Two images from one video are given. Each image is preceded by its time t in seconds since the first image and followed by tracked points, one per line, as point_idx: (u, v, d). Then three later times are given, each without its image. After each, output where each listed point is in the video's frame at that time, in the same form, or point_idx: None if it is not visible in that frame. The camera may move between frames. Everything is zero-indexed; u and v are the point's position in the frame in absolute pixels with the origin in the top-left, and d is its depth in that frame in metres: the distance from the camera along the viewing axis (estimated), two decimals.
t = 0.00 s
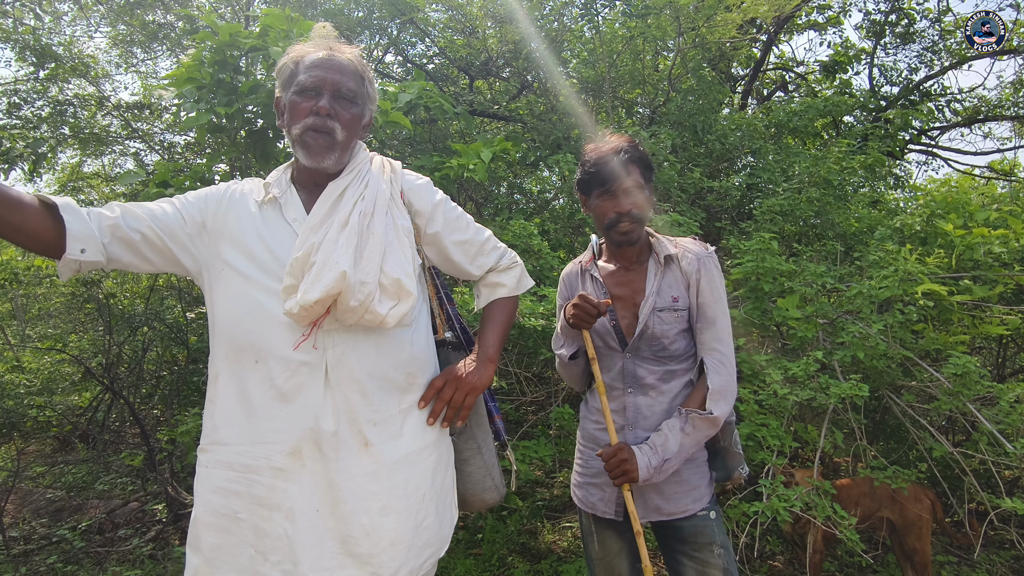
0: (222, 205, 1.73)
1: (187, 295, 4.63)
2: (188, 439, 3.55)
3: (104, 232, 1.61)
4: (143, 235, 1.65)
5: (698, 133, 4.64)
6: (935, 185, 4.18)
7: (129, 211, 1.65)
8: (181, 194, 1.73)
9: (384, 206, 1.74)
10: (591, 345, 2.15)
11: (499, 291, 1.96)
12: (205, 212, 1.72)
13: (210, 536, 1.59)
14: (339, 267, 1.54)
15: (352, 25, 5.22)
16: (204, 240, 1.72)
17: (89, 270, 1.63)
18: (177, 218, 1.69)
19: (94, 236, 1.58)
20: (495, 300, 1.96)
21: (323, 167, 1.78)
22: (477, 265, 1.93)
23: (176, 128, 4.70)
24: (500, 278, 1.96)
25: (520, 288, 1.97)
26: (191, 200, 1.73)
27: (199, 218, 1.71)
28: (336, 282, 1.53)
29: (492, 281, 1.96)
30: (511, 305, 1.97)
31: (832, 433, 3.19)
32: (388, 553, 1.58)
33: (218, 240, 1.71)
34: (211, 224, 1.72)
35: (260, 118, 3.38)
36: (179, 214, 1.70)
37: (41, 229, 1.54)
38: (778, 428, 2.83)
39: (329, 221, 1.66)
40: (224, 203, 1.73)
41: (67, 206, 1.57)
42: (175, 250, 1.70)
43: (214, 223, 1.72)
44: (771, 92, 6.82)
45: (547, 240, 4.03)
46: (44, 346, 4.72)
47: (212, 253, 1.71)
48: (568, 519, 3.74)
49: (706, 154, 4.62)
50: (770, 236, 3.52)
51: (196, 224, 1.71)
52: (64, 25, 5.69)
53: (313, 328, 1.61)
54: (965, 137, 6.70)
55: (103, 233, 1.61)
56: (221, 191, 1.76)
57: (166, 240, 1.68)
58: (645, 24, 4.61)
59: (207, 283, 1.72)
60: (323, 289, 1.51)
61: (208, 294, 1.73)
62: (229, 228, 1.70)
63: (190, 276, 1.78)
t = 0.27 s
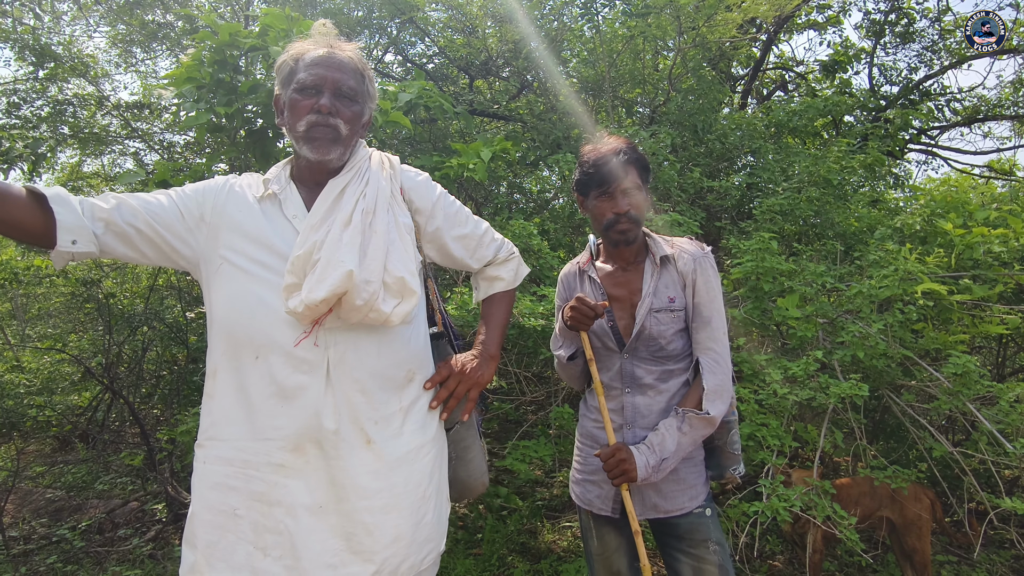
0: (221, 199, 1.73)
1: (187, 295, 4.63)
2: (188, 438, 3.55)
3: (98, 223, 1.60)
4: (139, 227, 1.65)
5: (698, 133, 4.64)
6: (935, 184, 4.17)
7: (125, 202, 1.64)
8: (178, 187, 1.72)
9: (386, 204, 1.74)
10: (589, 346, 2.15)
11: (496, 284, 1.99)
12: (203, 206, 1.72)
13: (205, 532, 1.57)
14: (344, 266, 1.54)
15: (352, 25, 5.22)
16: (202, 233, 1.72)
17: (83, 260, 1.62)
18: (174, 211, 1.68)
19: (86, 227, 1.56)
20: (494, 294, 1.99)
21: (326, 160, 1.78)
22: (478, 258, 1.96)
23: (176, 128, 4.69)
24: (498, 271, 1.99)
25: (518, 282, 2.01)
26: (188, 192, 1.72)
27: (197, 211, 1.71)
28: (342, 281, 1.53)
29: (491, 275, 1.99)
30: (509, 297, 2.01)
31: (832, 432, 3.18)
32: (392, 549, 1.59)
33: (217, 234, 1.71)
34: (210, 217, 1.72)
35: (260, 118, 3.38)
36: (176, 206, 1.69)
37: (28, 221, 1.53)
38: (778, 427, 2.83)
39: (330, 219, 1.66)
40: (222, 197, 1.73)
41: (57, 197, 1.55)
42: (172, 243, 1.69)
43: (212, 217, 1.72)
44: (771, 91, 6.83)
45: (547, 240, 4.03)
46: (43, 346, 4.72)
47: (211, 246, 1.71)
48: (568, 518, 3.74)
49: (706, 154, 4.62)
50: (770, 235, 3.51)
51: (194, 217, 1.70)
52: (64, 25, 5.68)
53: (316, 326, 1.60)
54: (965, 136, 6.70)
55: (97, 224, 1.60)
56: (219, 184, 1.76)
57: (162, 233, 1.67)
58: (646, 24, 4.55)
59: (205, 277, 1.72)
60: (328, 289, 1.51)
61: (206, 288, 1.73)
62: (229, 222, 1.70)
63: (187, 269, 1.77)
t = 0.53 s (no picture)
0: (219, 197, 1.72)
1: (186, 294, 4.62)
2: (188, 438, 3.54)
3: (94, 221, 1.59)
4: (137, 225, 1.64)
5: (699, 132, 4.64)
6: (935, 184, 4.17)
7: (122, 201, 1.63)
8: (176, 185, 1.71)
9: (388, 205, 1.74)
10: (592, 345, 2.15)
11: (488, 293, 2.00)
12: (201, 204, 1.71)
13: (205, 531, 1.56)
14: (349, 269, 1.53)
15: (352, 24, 5.22)
16: (201, 231, 1.71)
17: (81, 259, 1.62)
18: (172, 209, 1.67)
19: (81, 225, 1.56)
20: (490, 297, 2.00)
21: (327, 169, 1.77)
22: (477, 263, 1.97)
23: (176, 127, 4.69)
24: (491, 279, 2.00)
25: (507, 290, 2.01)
26: (186, 191, 1.71)
27: (196, 209, 1.70)
28: (346, 283, 1.52)
29: (487, 280, 2.00)
30: (495, 307, 2.02)
31: (832, 432, 3.18)
32: (395, 545, 1.60)
33: (217, 232, 1.70)
34: (209, 215, 1.71)
35: (260, 117, 3.37)
36: (174, 204, 1.68)
37: (21, 219, 1.52)
38: (779, 427, 2.83)
39: (332, 220, 1.65)
40: (220, 194, 1.73)
41: (53, 196, 1.55)
42: (170, 240, 1.67)
43: (211, 215, 1.71)
44: (771, 91, 6.83)
45: (547, 239, 4.03)
46: (43, 345, 4.71)
47: (210, 245, 1.70)
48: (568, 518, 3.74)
49: (706, 153, 4.62)
50: (771, 235, 3.51)
51: (192, 214, 1.70)
52: (63, 24, 5.67)
53: (317, 326, 1.60)
54: (965, 136, 6.69)
55: (93, 222, 1.59)
56: (217, 182, 1.75)
57: (161, 231, 1.66)
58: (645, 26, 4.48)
59: (204, 275, 1.71)
60: (332, 291, 1.51)
61: (205, 286, 1.72)
62: (228, 221, 1.70)
63: (185, 267, 1.76)
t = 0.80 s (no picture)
0: (219, 196, 1.72)
1: (186, 293, 4.62)
2: (188, 437, 3.55)
3: (94, 221, 1.59)
4: (136, 225, 1.64)
5: (699, 132, 4.65)
6: (935, 183, 4.17)
7: (122, 200, 1.63)
8: (176, 184, 1.71)
9: (390, 206, 1.74)
10: (599, 344, 2.16)
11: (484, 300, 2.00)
12: (201, 203, 1.71)
13: (204, 530, 1.56)
14: (350, 269, 1.54)
15: (352, 23, 5.22)
16: (200, 230, 1.71)
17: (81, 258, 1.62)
18: (172, 208, 1.67)
19: (81, 225, 1.56)
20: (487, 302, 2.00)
21: (326, 161, 1.77)
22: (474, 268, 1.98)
23: (176, 127, 4.69)
24: (486, 287, 2.00)
25: (504, 299, 2.01)
26: (186, 190, 1.71)
27: (196, 208, 1.70)
28: (348, 284, 1.52)
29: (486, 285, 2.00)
30: (494, 313, 2.02)
31: (832, 431, 3.19)
32: (395, 544, 1.60)
33: (217, 231, 1.70)
34: (208, 214, 1.71)
35: (260, 117, 3.37)
36: (173, 203, 1.68)
37: (21, 219, 1.51)
38: (778, 426, 2.83)
39: (334, 220, 1.65)
40: (220, 193, 1.72)
41: (53, 195, 1.55)
42: (170, 240, 1.67)
43: (212, 214, 1.71)
44: (771, 90, 6.83)
45: (547, 239, 4.03)
46: (44, 345, 4.71)
47: (210, 244, 1.71)
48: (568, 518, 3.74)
49: (707, 153, 4.62)
50: (770, 235, 3.51)
51: (192, 214, 1.69)
52: (64, 24, 5.67)
53: (317, 326, 1.60)
54: (965, 135, 6.69)
55: (92, 222, 1.59)
56: (217, 181, 1.75)
57: (161, 230, 1.66)
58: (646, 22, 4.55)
59: (204, 274, 1.71)
60: (334, 292, 1.51)
61: (204, 285, 1.72)
62: (229, 220, 1.70)
63: (184, 266, 1.76)
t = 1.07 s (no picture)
0: (220, 196, 1.72)
1: (186, 293, 4.62)
2: (188, 437, 3.54)
3: (95, 221, 1.59)
4: (138, 225, 1.64)
5: (699, 131, 4.65)
6: (936, 183, 4.17)
7: (123, 201, 1.63)
8: (177, 184, 1.71)
9: (391, 207, 1.74)
10: (609, 343, 2.16)
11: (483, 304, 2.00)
12: (202, 203, 1.71)
13: (206, 530, 1.56)
14: (353, 269, 1.54)
15: (352, 23, 5.22)
16: (202, 230, 1.71)
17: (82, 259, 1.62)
18: (173, 209, 1.67)
19: (83, 225, 1.56)
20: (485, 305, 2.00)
21: (330, 162, 1.77)
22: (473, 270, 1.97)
23: (176, 126, 4.69)
24: (485, 291, 2.00)
25: (503, 302, 2.01)
26: (187, 190, 1.71)
27: (197, 208, 1.70)
28: (350, 283, 1.52)
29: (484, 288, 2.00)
30: (492, 317, 2.02)
31: (833, 430, 3.19)
32: (396, 543, 1.60)
33: (218, 231, 1.70)
34: (210, 214, 1.71)
35: (259, 117, 3.37)
36: (175, 203, 1.68)
37: (23, 219, 1.51)
38: (779, 426, 2.84)
39: (336, 220, 1.65)
40: (222, 194, 1.72)
41: (55, 196, 1.55)
42: (171, 240, 1.67)
43: (213, 215, 1.71)
44: (771, 90, 6.83)
45: (547, 238, 4.04)
46: (43, 344, 4.71)
47: (211, 244, 1.70)
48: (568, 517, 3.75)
49: (707, 152, 4.62)
50: (770, 234, 3.51)
51: (193, 214, 1.69)
52: (64, 23, 5.66)
53: (319, 325, 1.60)
54: (965, 135, 6.68)
55: (94, 222, 1.59)
56: (218, 181, 1.75)
57: (162, 230, 1.66)
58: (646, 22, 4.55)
59: (205, 274, 1.72)
60: (336, 291, 1.51)
61: (205, 286, 1.72)
62: (230, 221, 1.70)
63: (185, 266, 1.76)
